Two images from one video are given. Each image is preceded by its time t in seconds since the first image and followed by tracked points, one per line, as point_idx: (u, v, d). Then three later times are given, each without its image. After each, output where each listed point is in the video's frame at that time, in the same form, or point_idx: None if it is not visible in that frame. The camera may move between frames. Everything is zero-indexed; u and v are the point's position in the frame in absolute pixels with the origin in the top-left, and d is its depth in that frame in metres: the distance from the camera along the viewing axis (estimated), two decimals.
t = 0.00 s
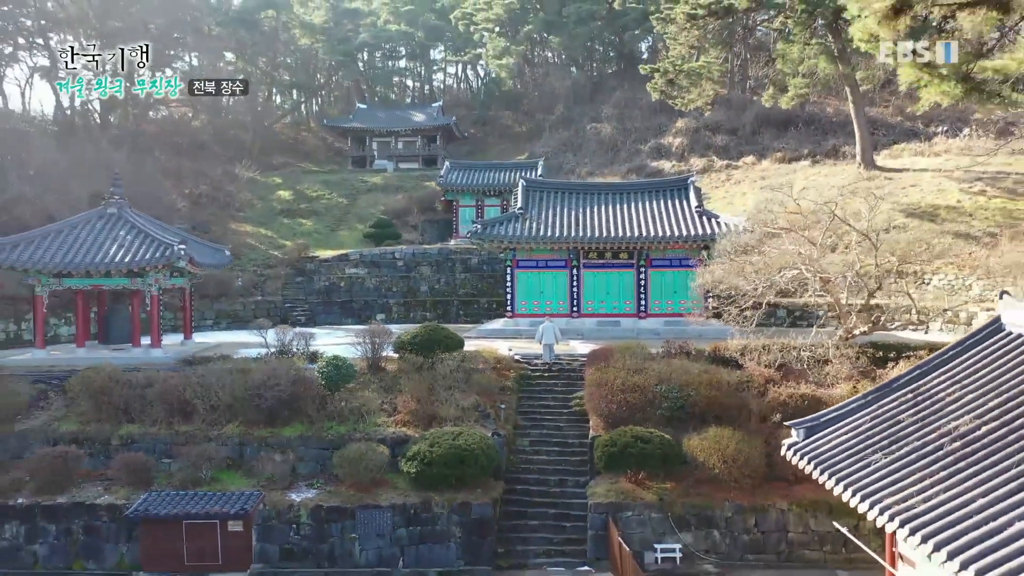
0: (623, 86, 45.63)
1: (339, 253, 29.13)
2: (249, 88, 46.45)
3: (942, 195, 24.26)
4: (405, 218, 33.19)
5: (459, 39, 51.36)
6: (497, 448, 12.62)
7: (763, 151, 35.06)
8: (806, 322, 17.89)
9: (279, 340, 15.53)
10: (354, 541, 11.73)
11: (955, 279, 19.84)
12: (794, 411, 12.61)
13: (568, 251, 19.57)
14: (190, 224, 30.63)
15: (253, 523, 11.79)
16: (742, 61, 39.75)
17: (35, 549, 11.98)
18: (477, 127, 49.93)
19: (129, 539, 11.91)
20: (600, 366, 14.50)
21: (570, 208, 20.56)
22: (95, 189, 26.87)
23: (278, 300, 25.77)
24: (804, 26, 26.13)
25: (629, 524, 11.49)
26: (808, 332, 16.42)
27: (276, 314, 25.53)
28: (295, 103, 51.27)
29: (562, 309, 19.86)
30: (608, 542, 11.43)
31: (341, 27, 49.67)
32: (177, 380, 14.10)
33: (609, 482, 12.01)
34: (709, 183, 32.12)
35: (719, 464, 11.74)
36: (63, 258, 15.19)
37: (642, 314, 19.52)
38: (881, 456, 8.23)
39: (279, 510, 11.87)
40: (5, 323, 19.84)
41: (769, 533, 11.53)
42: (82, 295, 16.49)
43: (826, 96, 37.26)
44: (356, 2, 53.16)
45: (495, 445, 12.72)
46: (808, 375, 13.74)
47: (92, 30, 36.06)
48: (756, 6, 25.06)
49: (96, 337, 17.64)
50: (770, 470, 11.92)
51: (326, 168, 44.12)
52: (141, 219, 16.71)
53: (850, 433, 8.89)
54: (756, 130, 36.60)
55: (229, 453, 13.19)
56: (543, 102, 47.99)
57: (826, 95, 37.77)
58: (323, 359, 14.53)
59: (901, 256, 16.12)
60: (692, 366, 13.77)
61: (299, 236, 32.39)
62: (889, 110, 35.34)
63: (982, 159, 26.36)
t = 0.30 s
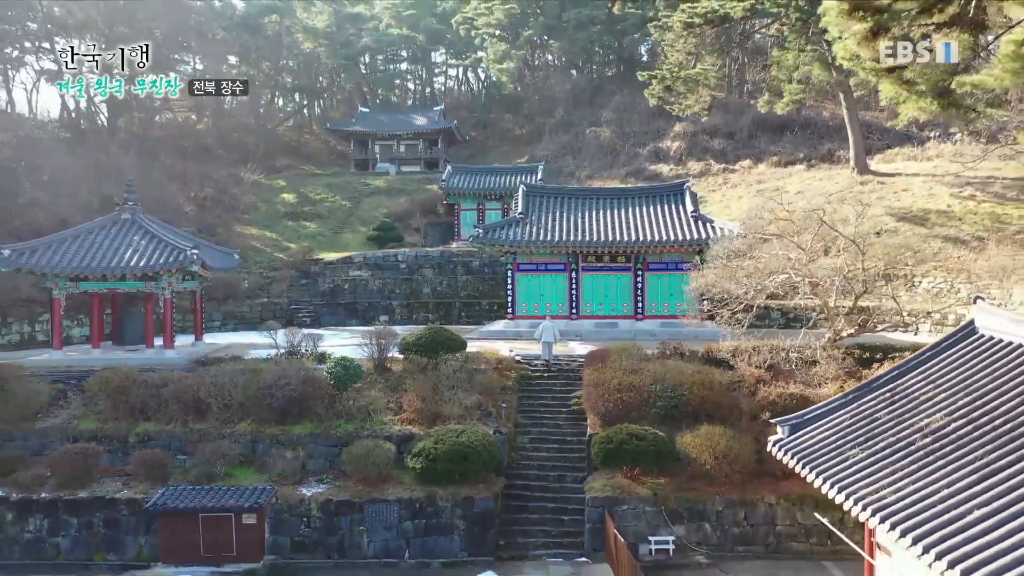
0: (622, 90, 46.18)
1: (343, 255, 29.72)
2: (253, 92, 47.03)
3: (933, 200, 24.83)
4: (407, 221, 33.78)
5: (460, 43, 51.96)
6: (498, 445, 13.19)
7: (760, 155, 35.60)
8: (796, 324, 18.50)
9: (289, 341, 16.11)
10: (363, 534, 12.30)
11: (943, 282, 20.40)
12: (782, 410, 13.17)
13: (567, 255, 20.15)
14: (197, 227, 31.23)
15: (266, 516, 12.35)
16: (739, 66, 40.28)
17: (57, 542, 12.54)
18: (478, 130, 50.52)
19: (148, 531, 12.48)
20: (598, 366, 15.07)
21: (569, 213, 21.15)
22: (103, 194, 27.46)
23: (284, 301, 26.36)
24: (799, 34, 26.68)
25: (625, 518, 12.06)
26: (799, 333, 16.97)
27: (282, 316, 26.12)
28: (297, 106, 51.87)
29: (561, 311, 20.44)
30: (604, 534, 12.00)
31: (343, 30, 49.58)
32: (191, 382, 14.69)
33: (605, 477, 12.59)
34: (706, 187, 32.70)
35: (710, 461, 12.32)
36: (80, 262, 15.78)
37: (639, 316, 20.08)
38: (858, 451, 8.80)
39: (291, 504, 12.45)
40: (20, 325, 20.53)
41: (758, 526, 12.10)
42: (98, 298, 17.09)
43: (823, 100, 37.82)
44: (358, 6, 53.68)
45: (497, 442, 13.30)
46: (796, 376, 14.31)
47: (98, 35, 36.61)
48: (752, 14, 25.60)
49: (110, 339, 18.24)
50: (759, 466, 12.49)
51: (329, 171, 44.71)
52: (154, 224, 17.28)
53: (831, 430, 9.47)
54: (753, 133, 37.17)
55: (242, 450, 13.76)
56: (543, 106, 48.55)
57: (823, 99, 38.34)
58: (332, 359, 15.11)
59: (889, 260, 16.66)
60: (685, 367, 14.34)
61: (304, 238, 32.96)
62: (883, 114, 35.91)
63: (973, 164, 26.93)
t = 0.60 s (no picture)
0: (621, 94, 46.79)
1: (348, 258, 30.33)
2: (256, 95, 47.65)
3: (923, 204, 25.41)
4: (410, 224, 34.39)
5: (460, 47, 52.60)
6: (500, 441, 13.79)
7: (756, 158, 36.20)
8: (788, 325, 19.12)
9: (298, 342, 16.73)
10: (370, 526, 12.90)
11: (932, 284, 21.02)
12: (771, 408, 13.78)
13: (567, 258, 20.75)
14: (203, 229, 31.84)
15: (279, 510, 12.94)
16: (736, 70, 40.84)
17: (79, 534, 13.12)
18: (479, 133, 51.14)
19: (165, 525, 13.05)
20: (596, 366, 15.67)
21: (568, 217, 21.75)
22: (112, 198, 28.07)
23: (289, 303, 26.97)
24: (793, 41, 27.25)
25: (620, 511, 12.66)
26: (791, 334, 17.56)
27: (288, 317, 26.73)
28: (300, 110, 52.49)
29: (561, 313, 21.04)
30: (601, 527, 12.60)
31: (346, 35, 50.60)
32: (205, 382, 15.29)
33: (602, 473, 13.19)
34: (702, 190, 33.29)
35: (702, 457, 12.92)
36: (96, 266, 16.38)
37: (636, 317, 20.68)
38: (837, 446, 9.42)
39: (302, 498, 13.03)
40: (36, 326, 21.16)
41: (747, 519, 12.69)
42: (114, 300, 17.71)
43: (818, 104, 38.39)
44: (360, 10, 54.28)
45: (498, 439, 13.90)
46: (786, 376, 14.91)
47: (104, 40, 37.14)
48: (746, 22, 26.19)
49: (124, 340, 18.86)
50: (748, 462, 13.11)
51: (332, 174, 45.31)
52: (168, 229, 17.89)
53: (813, 427, 10.08)
54: (749, 138, 37.78)
55: (254, 447, 14.34)
56: (543, 109, 49.16)
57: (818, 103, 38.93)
58: (340, 360, 15.73)
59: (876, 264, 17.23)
60: (680, 367, 14.93)
61: (308, 241, 33.57)
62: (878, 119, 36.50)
63: (964, 169, 27.51)
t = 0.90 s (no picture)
0: (619, 98, 47.45)
1: (352, 260, 30.97)
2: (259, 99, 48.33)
3: (914, 208, 26.05)
4: (412, 227, 35.04)
5: (461, 51, 53.32)
6: (501, 439, 14.41)
7: (752, 162, 36.84)
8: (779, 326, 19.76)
9: (307, 343, 17.37)
10: (378, 519, 13.53)
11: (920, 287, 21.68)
12: (761, 407, 14.42)
13: (566, 262, 21.37)
14: (209, 232, 32.46)
15: (291, 503, 13.57)
16: (734, 74, 41.48)
17: (100, 527, 13.73)
18: (480, 137, 51.78)
19: (181, 517, 13.68)
20: (593, 367, 16.29)
21: (568, 222, 22.38)
22: (122, 202, 28.72)
23: (295, 305, 27.57)
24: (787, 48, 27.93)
25: (616, 504, 13.29)
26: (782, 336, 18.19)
27: (294, 318, 27.35)
28: (303, 113, 53.14)
29: (560, 314, 21.68)
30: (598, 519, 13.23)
31: (348, 39, 51.33)
32: (218, 381, 15.91)
33: (599, 469, 13.82)
34: (700, 194, 33.91)
35: (694, 453, 13.56)
36: (113, 270, 17.01)
37: (633, 319, 21.30)
38: (818, 442, 10.07)
39: (313, 492, 13.66)
40: (50, 327, 21.64)
41: (737, 512, 13.32)
42: (128, 302, 18.34)
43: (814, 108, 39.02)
44: (362, 15, 54.97)
45: (500, 436, 14.53)
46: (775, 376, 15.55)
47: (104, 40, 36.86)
48: (740, 30, 26.87)
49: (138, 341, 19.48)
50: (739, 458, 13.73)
51: (335, 177, 45.94)
52: (180, 234, 18.53)
53: (795, 424, 10.73)
54: (746, 142, 38.40)
55: (266, 444, 14.98)
56: (543, 113, 49.82)
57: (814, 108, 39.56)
58: (347, 360, 16.38)
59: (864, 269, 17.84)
60: (674, 367, 15.56)
61: (313, 244, 34.19)
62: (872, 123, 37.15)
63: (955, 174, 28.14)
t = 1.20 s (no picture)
0: (618, 101, 48.15)
1: (356, 262, 31.65)
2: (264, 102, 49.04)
3: (904, 213, 26.75)
4: (415, 229, 35.72)
5: (463, 55, 54.09)
6: (502, 435, 15.08)
7: (749, 166, 37.52)
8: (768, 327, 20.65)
9: (315, 344, 18.05)
10: (385, 512, 14.20)
11: (909, 289, 22.37)
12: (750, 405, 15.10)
13: (565, 265, 22.04)
14: (216, 235, 33.13)
15: (302, 497, 14.24)
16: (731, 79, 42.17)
17: (120, 520, 14.38)
18: (481, 139, 52.44)
19: (197, 510, 14.36)
20: (591, 367, 16.96)
21: (567, 226, 23.05)
22: (132, 206, 29.47)
23: (301, 306, 28.22)
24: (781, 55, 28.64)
25: (612, 498, 13.96)
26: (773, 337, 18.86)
27: (300, 319, 28.01)
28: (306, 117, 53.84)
29: (559, 316, 22.33)
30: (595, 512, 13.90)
31: (351, 44, 52.07)
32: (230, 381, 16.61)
33: (596, 464, 14.49)
34: (697, 197, 34.56)
35: (687, 449, 14.22)
36: (128, 274, 17.70)
37: (630, 320, 21.95)
38: (800, 438, 10.73)
39: (323, 486, 14.33)
40: (64, 329, 22.46)
41: (727, 505, 13.99)
42: (142, 305, 19.03)
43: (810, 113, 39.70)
44: (365, 19, 55.67)
45: (500, 433, 15.19)
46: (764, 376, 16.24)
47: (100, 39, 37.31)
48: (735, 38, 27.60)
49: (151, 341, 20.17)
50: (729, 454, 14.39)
51: (339, 180, 46.61)
52: (193, 239, 19.22)
53: (780, 421, 11.40)
54: (743, 145, 39.06)
55: (278, 440, 15.65)
56: (543, 116, 50.50)
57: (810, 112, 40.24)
58: (355, 361, 17.07)
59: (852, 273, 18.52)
60: (668, 367, 16.23)
61: (317, 246, 34.86)
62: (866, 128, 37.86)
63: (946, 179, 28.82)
